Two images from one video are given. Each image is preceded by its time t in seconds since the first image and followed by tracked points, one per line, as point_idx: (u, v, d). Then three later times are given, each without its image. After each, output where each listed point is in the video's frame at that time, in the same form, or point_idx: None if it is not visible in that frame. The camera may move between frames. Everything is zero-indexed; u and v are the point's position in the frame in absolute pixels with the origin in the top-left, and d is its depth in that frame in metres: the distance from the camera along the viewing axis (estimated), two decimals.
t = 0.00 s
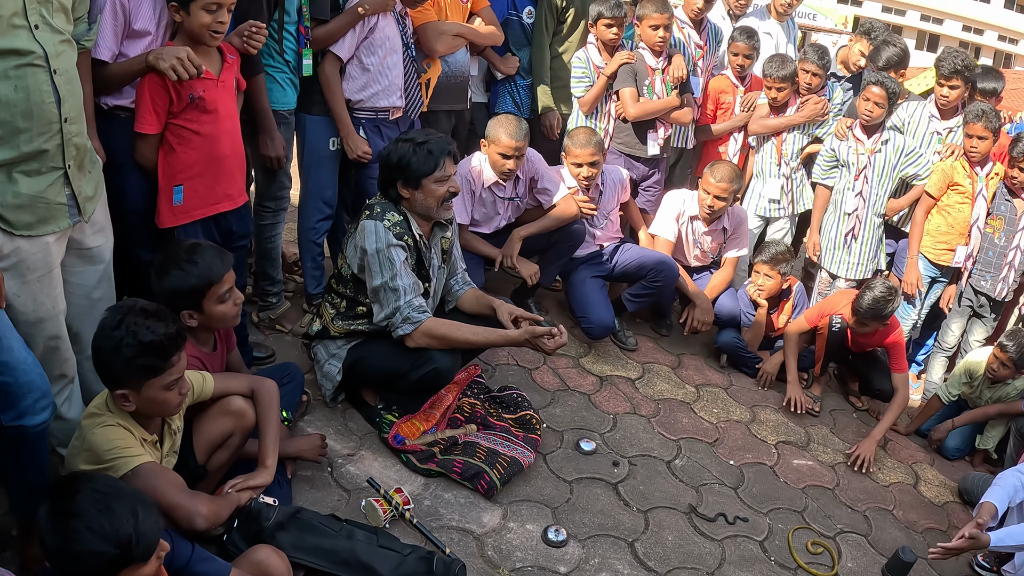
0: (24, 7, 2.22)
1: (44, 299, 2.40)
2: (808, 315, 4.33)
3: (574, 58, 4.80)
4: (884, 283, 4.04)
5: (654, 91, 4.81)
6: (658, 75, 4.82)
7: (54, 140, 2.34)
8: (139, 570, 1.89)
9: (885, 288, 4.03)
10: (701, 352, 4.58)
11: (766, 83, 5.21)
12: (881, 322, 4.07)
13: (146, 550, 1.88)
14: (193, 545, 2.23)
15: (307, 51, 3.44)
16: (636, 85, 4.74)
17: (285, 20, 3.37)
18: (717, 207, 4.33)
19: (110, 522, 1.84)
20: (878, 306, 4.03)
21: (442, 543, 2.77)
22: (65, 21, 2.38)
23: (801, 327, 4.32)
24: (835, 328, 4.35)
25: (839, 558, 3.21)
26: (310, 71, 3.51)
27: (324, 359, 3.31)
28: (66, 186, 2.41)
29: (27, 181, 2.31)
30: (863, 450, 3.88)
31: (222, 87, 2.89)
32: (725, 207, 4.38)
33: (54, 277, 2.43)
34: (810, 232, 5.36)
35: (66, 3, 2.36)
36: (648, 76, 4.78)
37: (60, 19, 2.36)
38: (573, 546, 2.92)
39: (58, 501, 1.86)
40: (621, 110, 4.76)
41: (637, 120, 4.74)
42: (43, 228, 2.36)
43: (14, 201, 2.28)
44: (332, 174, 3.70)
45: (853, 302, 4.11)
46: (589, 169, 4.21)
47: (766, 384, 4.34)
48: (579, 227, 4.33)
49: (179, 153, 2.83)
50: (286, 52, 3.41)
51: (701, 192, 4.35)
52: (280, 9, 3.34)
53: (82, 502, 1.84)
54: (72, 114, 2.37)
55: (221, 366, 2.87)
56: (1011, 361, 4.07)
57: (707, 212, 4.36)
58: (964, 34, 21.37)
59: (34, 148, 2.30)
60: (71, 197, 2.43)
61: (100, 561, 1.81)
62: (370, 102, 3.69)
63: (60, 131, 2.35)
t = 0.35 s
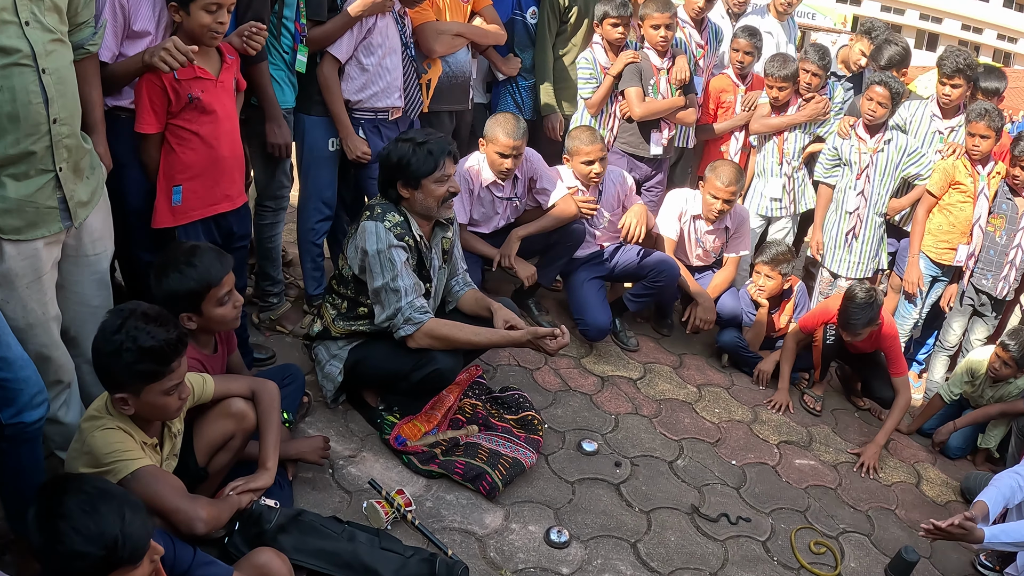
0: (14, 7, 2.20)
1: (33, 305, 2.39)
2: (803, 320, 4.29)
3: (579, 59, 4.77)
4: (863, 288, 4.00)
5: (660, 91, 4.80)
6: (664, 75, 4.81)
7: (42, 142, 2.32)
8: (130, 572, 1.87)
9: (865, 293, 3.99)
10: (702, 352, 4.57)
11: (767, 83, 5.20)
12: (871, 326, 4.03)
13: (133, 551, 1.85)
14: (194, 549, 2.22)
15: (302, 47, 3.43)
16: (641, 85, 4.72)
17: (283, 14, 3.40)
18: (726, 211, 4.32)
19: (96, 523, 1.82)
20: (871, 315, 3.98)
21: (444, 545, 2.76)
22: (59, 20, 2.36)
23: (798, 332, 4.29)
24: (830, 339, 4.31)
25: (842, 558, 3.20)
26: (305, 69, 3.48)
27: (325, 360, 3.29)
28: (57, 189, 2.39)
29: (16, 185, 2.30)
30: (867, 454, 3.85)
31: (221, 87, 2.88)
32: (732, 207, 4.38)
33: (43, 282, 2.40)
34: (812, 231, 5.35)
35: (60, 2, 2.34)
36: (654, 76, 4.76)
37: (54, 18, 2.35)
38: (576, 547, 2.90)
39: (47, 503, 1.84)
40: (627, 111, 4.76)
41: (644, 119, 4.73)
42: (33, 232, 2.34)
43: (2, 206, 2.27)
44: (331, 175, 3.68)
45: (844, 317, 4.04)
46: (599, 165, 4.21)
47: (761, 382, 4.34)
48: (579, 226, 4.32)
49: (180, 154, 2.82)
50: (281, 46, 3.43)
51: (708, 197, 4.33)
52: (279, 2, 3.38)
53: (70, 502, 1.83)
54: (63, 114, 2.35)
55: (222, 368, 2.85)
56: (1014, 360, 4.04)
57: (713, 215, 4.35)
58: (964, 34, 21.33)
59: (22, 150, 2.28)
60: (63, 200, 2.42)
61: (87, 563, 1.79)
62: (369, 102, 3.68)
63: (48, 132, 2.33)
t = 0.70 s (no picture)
0: (19, 6, 2.21)
1: (38, 302, 2.39)
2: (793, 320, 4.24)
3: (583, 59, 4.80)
4: (833, 285, 3.88)
5: (662, 91, 4.80)
6: (666, 76, 4.82)
7: (51, 138, 2.34)
8: (128, 569, 1.87)
9: (836, 289, 3.87)
10: (701, 350, 4.58)
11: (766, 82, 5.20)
12: (847, 321, 3.89)
13: (131, 546, 1.86)
14: (193, 548, 2.23)
15: (282, 41, 3.43)
16: (642, 84, 4.73)
17: (269, 11, 3.42)
18: (722, 207, 4.33)
19: (93, 517, 1.82)
20: (841, 307, 3.83)
21: (444, 543, 2.77)
22: (60, 20, 2.37)
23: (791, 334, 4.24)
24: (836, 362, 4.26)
25: (841, 556, 3.20)
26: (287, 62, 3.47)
27: (325, 361, 3.30)
28: (65, 185, 2.41)
29: (24, 181, 2.31)
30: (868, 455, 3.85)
31: (221, 88, 2.89)
32: (730, 206, 4.38)
33: (49, 279, 2.41)
34: (809, 230, 5.37)
35: (61, 1, 2.36)
36: (655, 76, 4.77)
37: (56, 18, 2.36)
38: (576, 546, 2.91)
39: (46, 496, 1.85)
40: (628, 110, 4.77)
41: (644, 118, 4.74)
42: (41, 227, 2.36)
43: (12, 201, 2.28)
44: (328, 175, 3.70)
45: (814, 314, 3.89)
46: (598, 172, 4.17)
47: (765, 381, 4.37)
48: (575, 225, 4.33)
49: (183, 155, 2.84)
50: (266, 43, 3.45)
51: (707, 191, 4.35)
52: None
53: (69, 497, 1.83)
54: (69, 111, 2.37)
55: (221, 368, 2.86)
56: (1013, 358, 4.08)
57: (711, 211, 4.36)
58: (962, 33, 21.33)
59: (29, 147, 2.29)
60: (69, 196, 2.43)
61: (83, 557, 1.80)
62: (365, 104, 3.69)
63: (56, 129, 2.35)
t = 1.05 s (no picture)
0: (16, 9, 2.23)
1: (36, 300, 2.40)
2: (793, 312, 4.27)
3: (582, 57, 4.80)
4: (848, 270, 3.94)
5: (660, 91, 4.82)
6: (664, 75, 4.83)
7: (48, 139, 2.35)
8: (127, 564, 1.88)
9: (850, 273, 3.93)
10: (700, 349, 4.60)
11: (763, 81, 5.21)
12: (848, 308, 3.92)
13: (130, 542, 1.87)
14: (193, 546, 2.24)
15: (276, 41, 3.43)
16: (640, 83, 4.75)
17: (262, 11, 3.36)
18: (720, 204, 4.35)
19: (93, 511, 1.84)
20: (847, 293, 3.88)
21: (443, 541, 2.78)
22: (57, 22, 2.38)
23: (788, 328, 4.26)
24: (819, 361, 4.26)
25: (839, 553, 3.21)
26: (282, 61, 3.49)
27: (325, 362, 3.31)
28: (63, 184, 2.42)
29: (23, 180, 2.32)
30: (864, 449, 3.86)
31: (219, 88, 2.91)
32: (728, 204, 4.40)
33: (47, 276, 2.42)
34: (806, 228, 5.38)
35: (59, 4, 2.37)
36: (654, 75, 4.79)
37: (54, 20, 2.37)
38: (574, 544, 2.92)
39: (47, 490, 1.86)
40: (625, 108, 4.78)
41: (641, 117, 4.76)
42: (39, 226, 2.37)
43: (11, 200, 2.29)
44: (326, 176, 3.71)
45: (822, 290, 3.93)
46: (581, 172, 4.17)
47: (762, 379, 4.36)
48: (571, 223, 4.37)
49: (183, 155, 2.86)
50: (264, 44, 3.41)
51: (705, 189, 4.36)
52: None
53: (69, 491, 1.85)
54: (67, 112, 2.38)
55: (220, 367, 2.87)
56: (1010, 356, 4.08)
57: (709, 208, 4.39)
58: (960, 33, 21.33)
59: (29, 147, 2.31)
60: (67, 195, 2.44)
61: (83, 549, 1.81)
62: (363, 105, 3.71)
63: (54, 130, 2.36)
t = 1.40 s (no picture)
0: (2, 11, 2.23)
1: (22, 305, 2.40)
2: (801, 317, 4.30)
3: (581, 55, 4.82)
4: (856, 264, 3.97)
5: (656, 89, 4.84)
6: (661, 73, 4.84)
7: (34, 144, 2.36)
8: (125, 560, 1.89)
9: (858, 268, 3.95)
10: (698, 347, 4.61)
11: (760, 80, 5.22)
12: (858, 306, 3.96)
13: (126, 537, 1.87)
14: (191, 543, 2.25)
15: (285, 43, 3.41)
16: (637, 81, 4.77)
17: (265, 14, 3.37)
18: (718, 202, 4.35)
19: (90, 506, 1.85)
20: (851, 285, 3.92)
21: (442, 539, 2.78)
22: (47, 23, 2.39)
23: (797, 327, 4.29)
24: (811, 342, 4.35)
25: (838, 550, 3.22)
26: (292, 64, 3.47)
27: (318, 356, 3.32)
28: (48, 190, 2.42)
29: (7, 186, 2.33)
30: (863, 446, 3.86)
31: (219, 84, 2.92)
32: (726, 202, 4.41)
33: (33, 283, 2.42)
34: (804, 226, 5.39)
35: (46, 5, 2.36)
36: (650, 73, 4.80)
37: (45, 21, 2.38)
38: (573, 541, 2.93)
39: (43, 486, 1.87)
40: (622, 106, 4.80)
41: (637, 115, 4.78)
42: (24, 232, 2.36)
43: None
44: (327, 175, 3.70)
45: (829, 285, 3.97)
46: (578, 175, 4.12)
47: (762, 376, 4.37)
48: (568, 221, 4.38)
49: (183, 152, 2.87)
50: (269, 46, 3.41)
51: (701, 187, 4.37)
52: (259, 3, 3.35)
53: (66, 487, 1.86)
54: (53, 117, 2.39)
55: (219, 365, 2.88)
56: (1008, 352, 4.08)
57: (707, 206, 4.39)
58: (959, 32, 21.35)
59: (13, 152, 2.32)
60: (53, 201, 2.44)
61: (81, 545, 1.82)
62: (365, 103, 3.71)
63: (40, 135, 2.37)
